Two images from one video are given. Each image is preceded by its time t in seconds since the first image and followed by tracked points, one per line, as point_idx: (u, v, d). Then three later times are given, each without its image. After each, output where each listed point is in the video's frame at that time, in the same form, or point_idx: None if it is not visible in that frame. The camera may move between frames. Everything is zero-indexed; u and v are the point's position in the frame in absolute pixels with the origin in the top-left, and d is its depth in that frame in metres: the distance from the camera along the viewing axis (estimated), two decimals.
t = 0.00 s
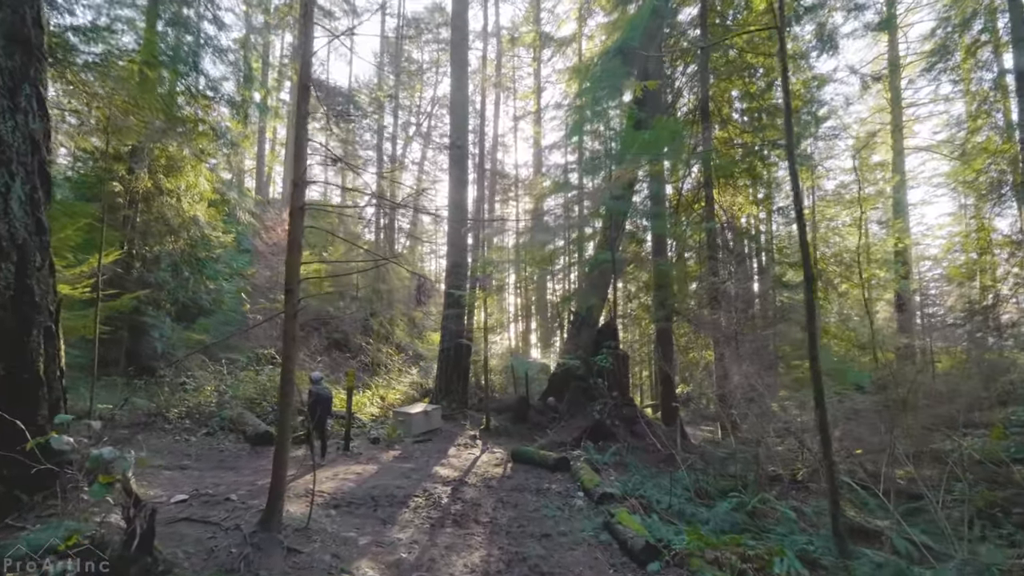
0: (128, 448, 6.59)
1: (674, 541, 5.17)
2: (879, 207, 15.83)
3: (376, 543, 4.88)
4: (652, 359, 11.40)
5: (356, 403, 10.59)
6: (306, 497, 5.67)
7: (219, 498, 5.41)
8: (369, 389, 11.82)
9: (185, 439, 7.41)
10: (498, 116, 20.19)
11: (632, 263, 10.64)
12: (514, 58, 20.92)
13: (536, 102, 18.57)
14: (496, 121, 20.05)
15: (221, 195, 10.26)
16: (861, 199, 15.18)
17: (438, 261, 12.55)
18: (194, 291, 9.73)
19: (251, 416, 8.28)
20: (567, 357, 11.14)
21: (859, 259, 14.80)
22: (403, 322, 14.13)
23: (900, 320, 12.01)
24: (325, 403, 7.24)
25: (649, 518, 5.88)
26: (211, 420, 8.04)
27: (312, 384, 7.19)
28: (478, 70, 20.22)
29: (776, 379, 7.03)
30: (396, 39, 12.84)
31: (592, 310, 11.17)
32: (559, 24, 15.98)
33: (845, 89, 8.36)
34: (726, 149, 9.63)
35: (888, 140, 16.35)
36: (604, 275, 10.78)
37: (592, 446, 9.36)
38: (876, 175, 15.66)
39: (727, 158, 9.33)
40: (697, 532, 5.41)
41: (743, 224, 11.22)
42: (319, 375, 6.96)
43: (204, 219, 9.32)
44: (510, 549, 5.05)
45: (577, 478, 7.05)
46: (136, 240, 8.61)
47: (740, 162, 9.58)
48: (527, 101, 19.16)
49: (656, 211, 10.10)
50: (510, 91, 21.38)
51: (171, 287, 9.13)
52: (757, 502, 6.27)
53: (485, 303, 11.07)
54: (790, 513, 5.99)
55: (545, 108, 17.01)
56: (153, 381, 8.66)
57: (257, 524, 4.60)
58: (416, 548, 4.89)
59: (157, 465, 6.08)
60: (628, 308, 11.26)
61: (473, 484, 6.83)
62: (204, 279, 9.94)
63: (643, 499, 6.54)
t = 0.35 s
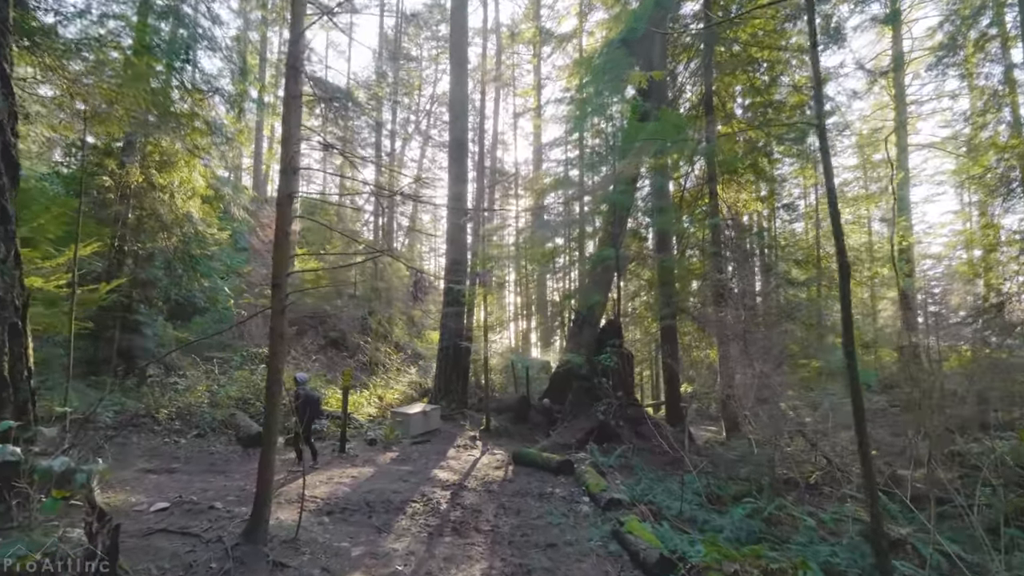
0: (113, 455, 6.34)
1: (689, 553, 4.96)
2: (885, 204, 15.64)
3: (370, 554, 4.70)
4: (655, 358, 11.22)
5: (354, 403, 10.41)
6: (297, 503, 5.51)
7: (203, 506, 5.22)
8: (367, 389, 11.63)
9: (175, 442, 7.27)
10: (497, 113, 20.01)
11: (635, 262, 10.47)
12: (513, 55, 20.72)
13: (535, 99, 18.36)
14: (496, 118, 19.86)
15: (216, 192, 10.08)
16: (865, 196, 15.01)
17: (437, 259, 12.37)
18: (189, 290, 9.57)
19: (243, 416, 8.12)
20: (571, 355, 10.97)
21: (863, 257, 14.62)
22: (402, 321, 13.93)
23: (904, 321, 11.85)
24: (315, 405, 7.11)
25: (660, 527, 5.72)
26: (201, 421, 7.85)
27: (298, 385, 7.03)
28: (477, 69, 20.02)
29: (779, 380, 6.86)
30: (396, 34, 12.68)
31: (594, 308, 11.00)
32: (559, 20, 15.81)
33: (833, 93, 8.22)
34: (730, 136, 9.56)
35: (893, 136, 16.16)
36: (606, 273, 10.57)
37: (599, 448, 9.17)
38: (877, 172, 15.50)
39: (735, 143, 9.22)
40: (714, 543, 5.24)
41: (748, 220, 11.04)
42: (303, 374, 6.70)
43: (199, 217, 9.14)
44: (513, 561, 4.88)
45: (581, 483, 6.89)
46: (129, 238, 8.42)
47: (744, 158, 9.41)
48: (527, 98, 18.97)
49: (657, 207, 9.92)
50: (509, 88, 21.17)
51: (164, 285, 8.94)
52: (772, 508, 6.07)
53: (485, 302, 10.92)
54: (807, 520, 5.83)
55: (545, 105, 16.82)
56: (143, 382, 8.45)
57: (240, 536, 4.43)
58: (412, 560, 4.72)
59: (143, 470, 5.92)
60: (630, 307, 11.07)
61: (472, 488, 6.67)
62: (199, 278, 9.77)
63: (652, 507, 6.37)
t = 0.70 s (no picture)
0: (94, 460, 6.13)
1: (706, 562, 4.75)
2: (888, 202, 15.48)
3: (362, 562, 4.51)
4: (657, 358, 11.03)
5: (351, 404, 10.22)
6: (287, 508, 5.33)
7: (183, 511, 5.01)
8: (365, 389, 11.43)
9: (164, 443, 7.12)
10: (497, 112, 19.87)
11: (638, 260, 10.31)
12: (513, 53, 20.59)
13: (536, 97, 18.21)
14: (496, 117, 19.72)
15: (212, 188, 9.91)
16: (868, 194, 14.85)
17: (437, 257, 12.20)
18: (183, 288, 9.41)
19: (235, 415, 7.94)
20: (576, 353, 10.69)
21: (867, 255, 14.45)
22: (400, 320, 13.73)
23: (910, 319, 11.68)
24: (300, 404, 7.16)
25: (673, 533, 5.50)
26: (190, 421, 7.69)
27: (280, 384, 6.90)
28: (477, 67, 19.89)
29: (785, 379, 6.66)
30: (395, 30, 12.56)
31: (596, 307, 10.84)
32: (559, 16, 15.69)
33: (829, 96, 8.03)
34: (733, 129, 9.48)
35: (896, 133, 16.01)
36: (608, 270, 10.41)
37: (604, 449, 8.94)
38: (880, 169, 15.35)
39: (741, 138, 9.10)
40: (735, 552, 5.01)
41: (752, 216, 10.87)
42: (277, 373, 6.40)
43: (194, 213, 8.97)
44: (514, 571, 4.68)
45: (586, 485, 6.69)
46: (121, 234, 8.29)
47: (749, 154, 9.25)
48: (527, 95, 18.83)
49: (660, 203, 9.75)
50: (510, 86, 21.02)
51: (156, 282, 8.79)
52: (790, 512, 5.84)
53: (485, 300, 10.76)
54: (827, 525, 5.61)
55: (546, 103, 16.68)
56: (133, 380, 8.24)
57: (219, 545, 4.18)
58: (408, 569, 4.52)
59: (128, 472, 5.77)
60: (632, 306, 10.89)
61: (471, 491, 6.50)
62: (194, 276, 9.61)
63: (663, 511, 6.16)
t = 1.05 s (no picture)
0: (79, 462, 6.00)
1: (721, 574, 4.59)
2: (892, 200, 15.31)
3: (354, 571, 4.35)
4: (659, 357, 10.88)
5: (348, 404, 10.06)
6: (276, 513, 5.22)
7: (162, 517, 4.90)
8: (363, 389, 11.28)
9: (152, 444, 7.03)
10: (497, 110, 19.72)
11: (640, 258, 10.16)
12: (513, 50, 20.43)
13: (537, 94, 18.06)
14: (495, 114, 19.57)
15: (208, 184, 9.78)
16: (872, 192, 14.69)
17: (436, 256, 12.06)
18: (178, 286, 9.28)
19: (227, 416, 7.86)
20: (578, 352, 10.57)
21: (870, 254, 14.28)
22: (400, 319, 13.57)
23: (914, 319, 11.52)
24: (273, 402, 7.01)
25: (682, 542, 5.35)
26: (181, 421, 7.60)
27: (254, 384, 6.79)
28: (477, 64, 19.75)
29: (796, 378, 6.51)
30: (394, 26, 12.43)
31: (598, 306, 10.70)
32: (559, 13, 15.55)
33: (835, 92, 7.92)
34: (736, 124, 9.37)
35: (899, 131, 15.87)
36: (610, 269, 10.27)
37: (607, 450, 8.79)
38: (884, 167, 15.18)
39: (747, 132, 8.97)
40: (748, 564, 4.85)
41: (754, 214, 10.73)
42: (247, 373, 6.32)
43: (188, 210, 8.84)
44: None
45: (588, 489, 6.55)
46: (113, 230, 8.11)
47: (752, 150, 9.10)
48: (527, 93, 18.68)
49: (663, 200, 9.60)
50: (510, 84, 20.86)
51: (149, 279, 8.66)
52: (806, 520, 5.65)
53: (485, 299, 10.62)
54: (845, 533, 5.43)
55: (546, 100, 16.53)
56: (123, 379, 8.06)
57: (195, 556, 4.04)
58: None
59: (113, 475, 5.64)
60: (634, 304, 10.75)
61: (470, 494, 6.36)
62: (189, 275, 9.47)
63: (673, 518, 5.99)
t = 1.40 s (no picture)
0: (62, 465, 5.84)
1: None
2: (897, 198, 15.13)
3: None
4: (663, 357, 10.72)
5: (345, 404, 9.91)
6: (267, 518, 5.07)
7: (139, 526, 4.70)
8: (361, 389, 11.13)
9: (141, 445, 6.96)
10: (497, 107, 19.54)
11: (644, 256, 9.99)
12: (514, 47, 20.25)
13: (537, 91, 17.89)
14: (496, 112, 19.41)
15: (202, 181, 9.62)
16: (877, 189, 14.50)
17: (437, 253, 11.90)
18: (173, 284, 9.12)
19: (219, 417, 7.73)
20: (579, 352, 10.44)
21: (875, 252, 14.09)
22: (399, 317, 13.40)
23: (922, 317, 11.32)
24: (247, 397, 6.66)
25: (695, 550, 5.17)
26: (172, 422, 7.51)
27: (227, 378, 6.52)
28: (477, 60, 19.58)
29: (804, 377, 6.28)
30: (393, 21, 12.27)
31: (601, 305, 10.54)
32: (561, 8, 15.37)
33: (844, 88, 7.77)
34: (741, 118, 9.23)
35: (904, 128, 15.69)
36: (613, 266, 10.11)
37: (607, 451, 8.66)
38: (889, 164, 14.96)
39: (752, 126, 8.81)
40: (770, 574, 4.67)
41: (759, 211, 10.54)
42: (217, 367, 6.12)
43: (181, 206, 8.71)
44: None
45: (594, 493, 6.39)
46: (106, 227, 7.90)
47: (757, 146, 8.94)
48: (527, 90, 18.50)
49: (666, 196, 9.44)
50: (510, 81, 20.68)
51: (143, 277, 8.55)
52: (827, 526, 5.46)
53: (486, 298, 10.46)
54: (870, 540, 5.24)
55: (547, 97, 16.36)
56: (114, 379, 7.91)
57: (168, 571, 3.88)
58: None
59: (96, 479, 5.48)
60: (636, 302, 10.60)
61: (469, 497, 6.21)
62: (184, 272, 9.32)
63: (685, 524, 5.82)
